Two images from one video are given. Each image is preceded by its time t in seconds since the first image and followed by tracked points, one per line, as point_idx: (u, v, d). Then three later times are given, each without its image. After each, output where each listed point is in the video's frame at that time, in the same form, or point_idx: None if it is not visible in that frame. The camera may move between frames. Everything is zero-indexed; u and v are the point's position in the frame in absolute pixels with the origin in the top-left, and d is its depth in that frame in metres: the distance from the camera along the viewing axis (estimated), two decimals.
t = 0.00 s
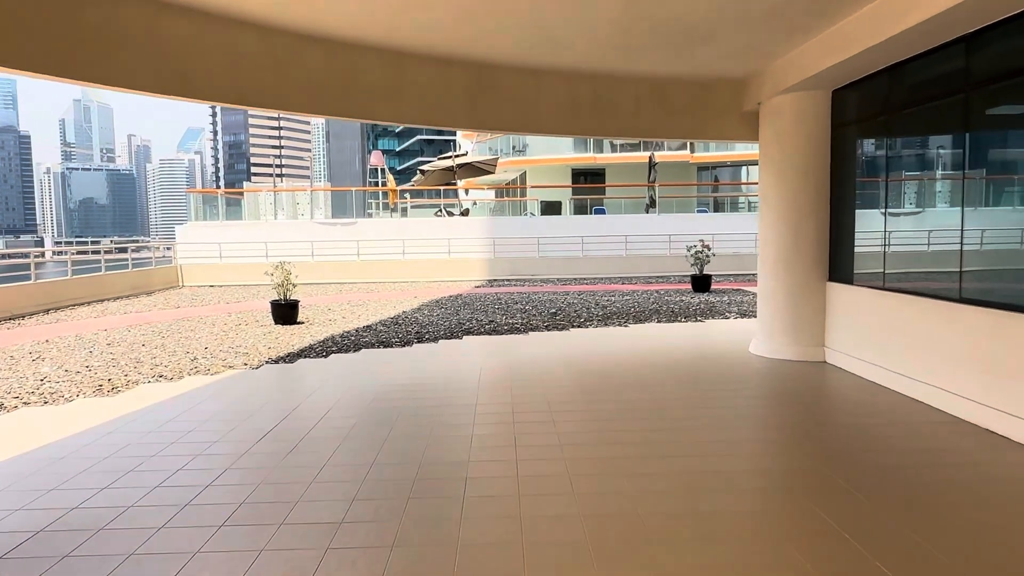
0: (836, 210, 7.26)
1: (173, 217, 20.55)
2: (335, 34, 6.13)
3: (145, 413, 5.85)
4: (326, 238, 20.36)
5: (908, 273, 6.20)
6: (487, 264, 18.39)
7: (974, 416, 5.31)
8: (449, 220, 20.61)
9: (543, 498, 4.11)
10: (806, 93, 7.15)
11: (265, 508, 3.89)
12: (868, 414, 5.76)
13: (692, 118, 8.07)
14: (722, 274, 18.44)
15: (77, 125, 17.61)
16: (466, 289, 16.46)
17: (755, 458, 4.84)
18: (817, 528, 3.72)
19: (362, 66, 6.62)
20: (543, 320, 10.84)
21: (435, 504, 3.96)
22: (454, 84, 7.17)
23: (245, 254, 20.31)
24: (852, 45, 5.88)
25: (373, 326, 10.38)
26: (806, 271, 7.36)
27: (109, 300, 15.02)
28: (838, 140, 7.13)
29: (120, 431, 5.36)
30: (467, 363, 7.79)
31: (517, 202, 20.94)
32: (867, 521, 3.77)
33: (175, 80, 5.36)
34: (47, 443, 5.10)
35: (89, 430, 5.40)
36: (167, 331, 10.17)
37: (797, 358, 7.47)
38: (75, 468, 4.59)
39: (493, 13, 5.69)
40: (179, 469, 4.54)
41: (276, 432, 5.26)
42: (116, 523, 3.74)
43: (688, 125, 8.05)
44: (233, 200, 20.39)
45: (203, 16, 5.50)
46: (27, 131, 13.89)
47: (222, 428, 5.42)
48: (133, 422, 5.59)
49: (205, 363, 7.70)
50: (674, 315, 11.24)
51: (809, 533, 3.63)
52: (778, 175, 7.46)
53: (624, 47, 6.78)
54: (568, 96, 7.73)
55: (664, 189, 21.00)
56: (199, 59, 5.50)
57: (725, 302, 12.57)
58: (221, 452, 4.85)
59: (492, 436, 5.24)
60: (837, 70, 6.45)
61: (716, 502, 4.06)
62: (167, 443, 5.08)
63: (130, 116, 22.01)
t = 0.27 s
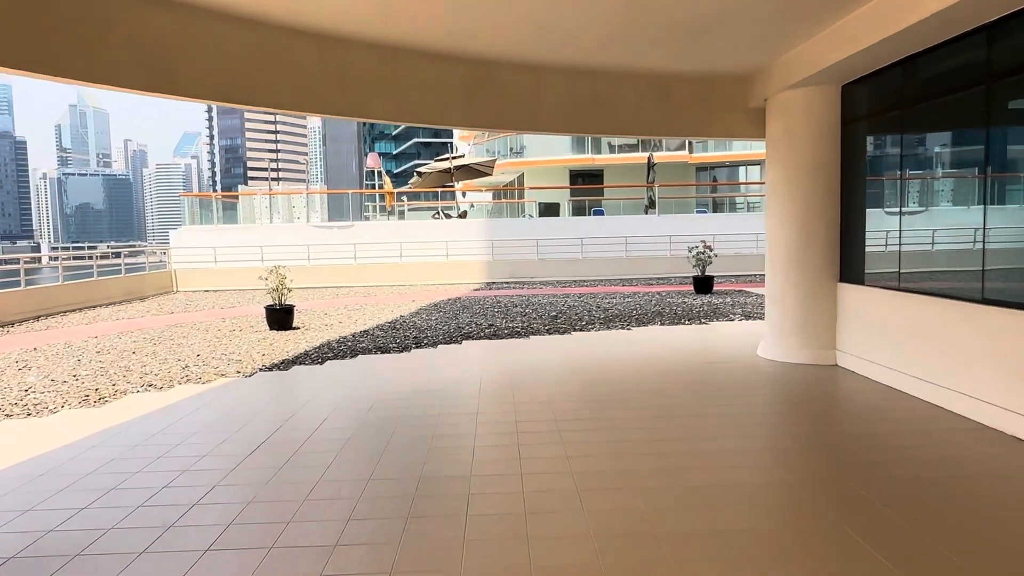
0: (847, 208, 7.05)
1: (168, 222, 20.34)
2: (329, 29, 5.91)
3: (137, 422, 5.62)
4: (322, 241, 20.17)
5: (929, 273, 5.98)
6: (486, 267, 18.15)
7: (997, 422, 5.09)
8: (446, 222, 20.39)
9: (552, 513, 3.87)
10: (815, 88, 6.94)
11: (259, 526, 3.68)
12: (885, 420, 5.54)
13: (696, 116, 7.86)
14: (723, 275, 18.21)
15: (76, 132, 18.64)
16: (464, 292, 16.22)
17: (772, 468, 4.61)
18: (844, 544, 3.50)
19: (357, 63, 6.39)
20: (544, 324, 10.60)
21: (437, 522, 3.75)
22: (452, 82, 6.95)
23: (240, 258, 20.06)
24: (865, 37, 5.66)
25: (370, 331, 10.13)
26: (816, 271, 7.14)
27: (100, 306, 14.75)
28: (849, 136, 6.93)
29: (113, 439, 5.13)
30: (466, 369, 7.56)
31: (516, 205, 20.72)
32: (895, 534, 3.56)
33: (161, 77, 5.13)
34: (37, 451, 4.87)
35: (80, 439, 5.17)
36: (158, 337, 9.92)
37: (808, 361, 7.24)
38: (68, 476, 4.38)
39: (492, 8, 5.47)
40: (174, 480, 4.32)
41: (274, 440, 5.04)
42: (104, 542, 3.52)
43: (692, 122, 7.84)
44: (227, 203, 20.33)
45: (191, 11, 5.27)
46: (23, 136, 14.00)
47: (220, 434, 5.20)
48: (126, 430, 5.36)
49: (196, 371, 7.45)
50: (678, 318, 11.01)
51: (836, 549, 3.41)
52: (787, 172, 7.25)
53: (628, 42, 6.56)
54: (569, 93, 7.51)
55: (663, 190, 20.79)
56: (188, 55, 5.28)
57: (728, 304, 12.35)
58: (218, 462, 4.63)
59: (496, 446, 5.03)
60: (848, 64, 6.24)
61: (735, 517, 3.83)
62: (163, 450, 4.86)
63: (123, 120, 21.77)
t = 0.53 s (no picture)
0: (865, 207, 6.83)
1: (168, 227, 20.11)
2: (329, 26, 5.68)
3: (136, 434, 5.38)
4: (323, 244, 19.94)
5: (956, 272, 5.74)
6: (490, 269, 18.06)
7: None
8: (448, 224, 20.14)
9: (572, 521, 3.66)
10: (829, 84, 6.72)
11: (272, 532, 3.51)
12: (909, 425, 5.32)
13: (706, 114, 7.65)
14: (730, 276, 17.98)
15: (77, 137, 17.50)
16: (469, 295, 15.99)
17: (797, 477, 4.38)
18: (882, 559, 3.27)
19: (357, 61, 6.17)
20: (550, 328, 10.38)
21: (458, 525, 3.57)
22: (456, 80, 6.74)
23: (241, 262, 19.81)
24: (886, 30, 5.44)
25: (372, 337, 9.92)
26: (833, 272, 6.92)
27: (99, 313, 14.51)
28: (866, 132, 6.71)
29: (112, 453, 4.90)
30: (472, 376, 7.33)
31: (516, 206, 20.42)
32: (938, 549, 3.34)
33: (155, 76, 4.90)
34: (32, 469, 4.64)
35: (76, 454, 4.94)
36: (157, 345, 9.67)
37: (824, 366, 7.01)
38: (67, 492, 4.16)
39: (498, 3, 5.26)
40: (180, 490, 4.11)
41: (281, 448, 4.85)
42: (110, 554, 3.33)
43: (702, 120, 7.63)
44: (226, 207, 20.18)
45: (186, 8, 5.05)
46: (25, 142, 13.67)
47: (224, 444, 4.99)
48: (124, 443, 5.13)
49: (195, 381, 7.21)
50: (686, 321, 10.79)
51: (876, 567, 3.18)
52: (802, 170, 7.03)
53: (638, 38, 6.35)
54: (576, 91, 7.30)
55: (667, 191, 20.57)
56: (184, 55, 5.06)
57: (737, 306, 12.12)
58: (225, 470, 4.44)
59: (508, 453, 4.82)
60: (865, 59, 6.03)
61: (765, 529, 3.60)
62: (166, 462, 4.65)
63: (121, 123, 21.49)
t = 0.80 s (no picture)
0: (892, 204, 6.59)
1: (173, 230, 19.98)
2: (336, 21, 5.49)
3: (141, 445, 5.19)
4: (330, 247, 19.73)
5: (987, 271, 5.47)
6: (500, 271, 17.87)
7: None
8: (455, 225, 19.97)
9: (599, 536, 3.46)
10: (853, 77, 6.50)
11: (283, 551, 3.31)
12: (945, 429, 5.08)
13: (724, 110, 7.44)
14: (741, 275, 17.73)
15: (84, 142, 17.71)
16: (477, 297, 15.81)
17: (832, 484, 4.16)
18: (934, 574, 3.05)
19: (366, 57, 5.98)
20: (563, 330, 10.18)
21: (478, 543, 3.37)
22: (467, 76, 6.54)
23: (247, 266, 19.70)
24: (917, 18, 5.22)
25: (382, 340, 9.73)
26: (859, 272, 6.70)
27: (105, 317, 14.41)
28: (892, 127, 6.49)
29: (114, 465, 4.71)
30: (485, 381, 7.13)
31: (523, 207, 20.24)
32: (992, 564, 3.10)
33: (157, 72, 4.70)
34: (32, 482, 4.45)
35: (78, 466, 4.74)
36: (162, 351, 9.50)
37: (849, 368, 6.78)
38: (68, 507, 3.97)
39: None
40: (185, 506, 3.91)
41: (291, 460, 4.66)
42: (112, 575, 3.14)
43: (720, 116, 7.42)
44: (232, 210, 19.89)
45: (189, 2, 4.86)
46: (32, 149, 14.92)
47: (231, 456, 4.79)
48: (127, 454, 4.94)
49: (201, 388, 7.02)
50: (701, 322, 10.56)
51: None
52: (825, 166, 6.81)
53: (655, 31, 6.14)
54: (590, 87, 7.09)
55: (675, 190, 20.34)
56: (187, 51, 4.87)
57: (752, 306, 11.89)
58: (233, 483, 4.25)
59: (528, 462, 4.62)
60: (893, 50, 5.80)
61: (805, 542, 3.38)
62: (172, 475, 4.46)
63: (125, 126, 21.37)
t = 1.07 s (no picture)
0: (926, 204, 6.36)
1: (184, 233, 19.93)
2: (351, 19, 5.31)
3: (151, 458, 5.02)
4: (341, 249, 19.64)
5: None
6: (512, 273, 17.61)
7: None
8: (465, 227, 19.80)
9: (635, 559, 3.26)
10: (884, 73, 6.28)
11: None
12: (988, 438, 4.85)
13: (748, 108, 7.22)
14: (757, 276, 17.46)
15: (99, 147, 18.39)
16: (490, 300, 15.62)
17: (876, 498, 3.95)
18: None
19: (382, 57, 5.80)
20: (580, 335, 9.97)
21: (504, 568, 3.18)
22: (484, 75, 6.35)
23: (257, 269, 19.59)
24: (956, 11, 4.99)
25: (396, 346, 9.55)
26: (891, 275, 6.47)
27: (116, 322, 14.32)
28: (924, 126, 6.27)
29: (122, 481, 4.54)
30: (501, 389, 6.92)
31: (534, 210, 20.07)
32: None
33: (167, 73, 4.53)
34: (38, 499, 4.28)
35: (85, 482, 4.57)
36: (173, 357, 9.35)
37: (881, 375, 6.55)
38: (76, 528, 3.80)
39: None
40: (196, 526, 3.75)
41: (306, 475, 4.48)
42: None
43: (742, 114, 7.21)
44: (242, 212, 19.75)
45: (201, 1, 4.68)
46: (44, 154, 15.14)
47: (244, 470, 4.62)
48: (136, 469, 4.77)
49: (212, 396, 6.85)
50: (721, 325, 10.32)
51: None
52: (854, 165, 6.58)
53: (680, 28, 5.93)
54: (611, 85, 6.89)
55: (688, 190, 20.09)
56: (197, 49, 4.69)
57: (771, 309, 11.63)
58: (247, 500, 4.08)
59: (552, 476, 4.42)
60: (928, 46, 5.58)
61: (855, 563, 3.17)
62: (183, 491, 4.30)
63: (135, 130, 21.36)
